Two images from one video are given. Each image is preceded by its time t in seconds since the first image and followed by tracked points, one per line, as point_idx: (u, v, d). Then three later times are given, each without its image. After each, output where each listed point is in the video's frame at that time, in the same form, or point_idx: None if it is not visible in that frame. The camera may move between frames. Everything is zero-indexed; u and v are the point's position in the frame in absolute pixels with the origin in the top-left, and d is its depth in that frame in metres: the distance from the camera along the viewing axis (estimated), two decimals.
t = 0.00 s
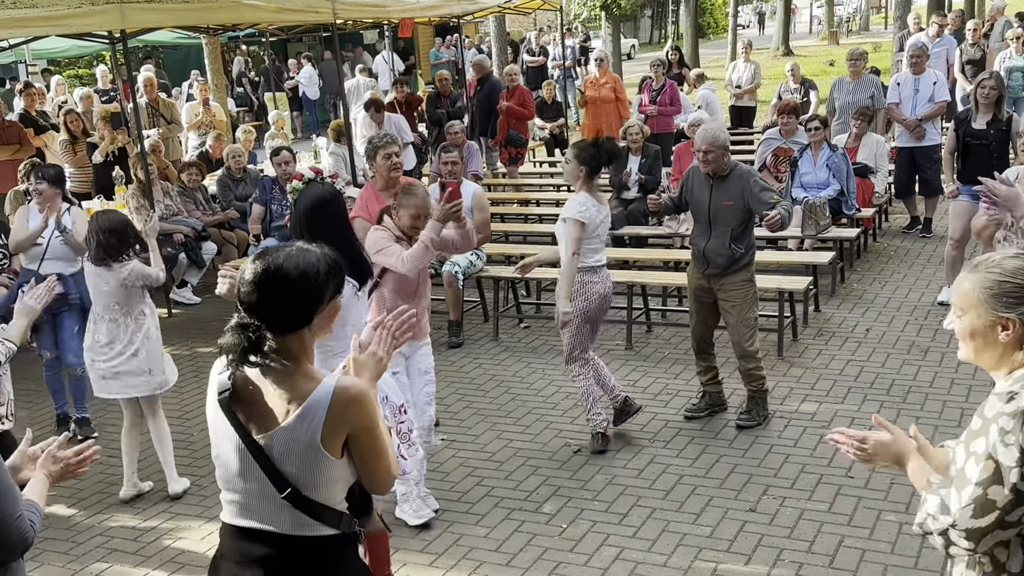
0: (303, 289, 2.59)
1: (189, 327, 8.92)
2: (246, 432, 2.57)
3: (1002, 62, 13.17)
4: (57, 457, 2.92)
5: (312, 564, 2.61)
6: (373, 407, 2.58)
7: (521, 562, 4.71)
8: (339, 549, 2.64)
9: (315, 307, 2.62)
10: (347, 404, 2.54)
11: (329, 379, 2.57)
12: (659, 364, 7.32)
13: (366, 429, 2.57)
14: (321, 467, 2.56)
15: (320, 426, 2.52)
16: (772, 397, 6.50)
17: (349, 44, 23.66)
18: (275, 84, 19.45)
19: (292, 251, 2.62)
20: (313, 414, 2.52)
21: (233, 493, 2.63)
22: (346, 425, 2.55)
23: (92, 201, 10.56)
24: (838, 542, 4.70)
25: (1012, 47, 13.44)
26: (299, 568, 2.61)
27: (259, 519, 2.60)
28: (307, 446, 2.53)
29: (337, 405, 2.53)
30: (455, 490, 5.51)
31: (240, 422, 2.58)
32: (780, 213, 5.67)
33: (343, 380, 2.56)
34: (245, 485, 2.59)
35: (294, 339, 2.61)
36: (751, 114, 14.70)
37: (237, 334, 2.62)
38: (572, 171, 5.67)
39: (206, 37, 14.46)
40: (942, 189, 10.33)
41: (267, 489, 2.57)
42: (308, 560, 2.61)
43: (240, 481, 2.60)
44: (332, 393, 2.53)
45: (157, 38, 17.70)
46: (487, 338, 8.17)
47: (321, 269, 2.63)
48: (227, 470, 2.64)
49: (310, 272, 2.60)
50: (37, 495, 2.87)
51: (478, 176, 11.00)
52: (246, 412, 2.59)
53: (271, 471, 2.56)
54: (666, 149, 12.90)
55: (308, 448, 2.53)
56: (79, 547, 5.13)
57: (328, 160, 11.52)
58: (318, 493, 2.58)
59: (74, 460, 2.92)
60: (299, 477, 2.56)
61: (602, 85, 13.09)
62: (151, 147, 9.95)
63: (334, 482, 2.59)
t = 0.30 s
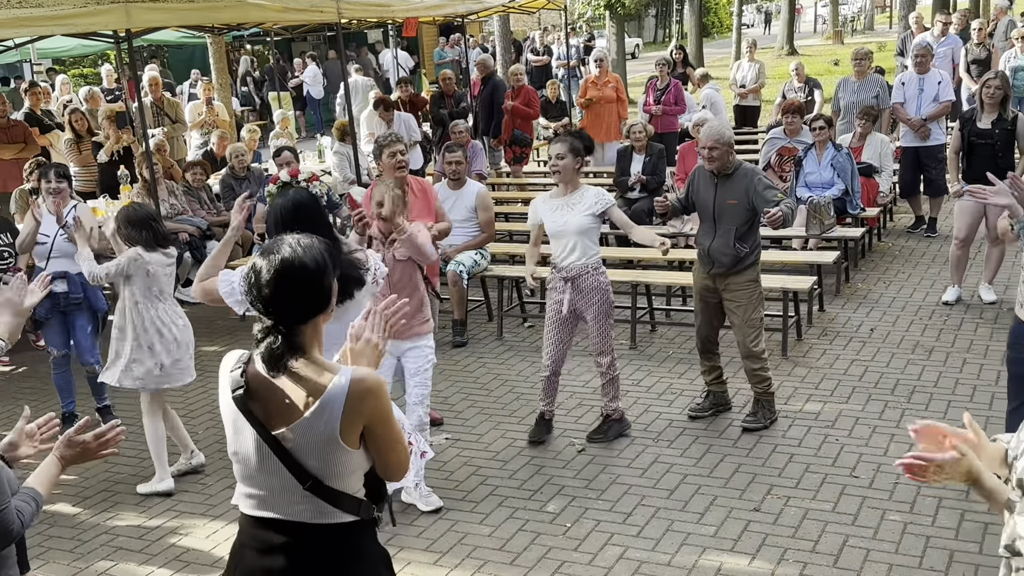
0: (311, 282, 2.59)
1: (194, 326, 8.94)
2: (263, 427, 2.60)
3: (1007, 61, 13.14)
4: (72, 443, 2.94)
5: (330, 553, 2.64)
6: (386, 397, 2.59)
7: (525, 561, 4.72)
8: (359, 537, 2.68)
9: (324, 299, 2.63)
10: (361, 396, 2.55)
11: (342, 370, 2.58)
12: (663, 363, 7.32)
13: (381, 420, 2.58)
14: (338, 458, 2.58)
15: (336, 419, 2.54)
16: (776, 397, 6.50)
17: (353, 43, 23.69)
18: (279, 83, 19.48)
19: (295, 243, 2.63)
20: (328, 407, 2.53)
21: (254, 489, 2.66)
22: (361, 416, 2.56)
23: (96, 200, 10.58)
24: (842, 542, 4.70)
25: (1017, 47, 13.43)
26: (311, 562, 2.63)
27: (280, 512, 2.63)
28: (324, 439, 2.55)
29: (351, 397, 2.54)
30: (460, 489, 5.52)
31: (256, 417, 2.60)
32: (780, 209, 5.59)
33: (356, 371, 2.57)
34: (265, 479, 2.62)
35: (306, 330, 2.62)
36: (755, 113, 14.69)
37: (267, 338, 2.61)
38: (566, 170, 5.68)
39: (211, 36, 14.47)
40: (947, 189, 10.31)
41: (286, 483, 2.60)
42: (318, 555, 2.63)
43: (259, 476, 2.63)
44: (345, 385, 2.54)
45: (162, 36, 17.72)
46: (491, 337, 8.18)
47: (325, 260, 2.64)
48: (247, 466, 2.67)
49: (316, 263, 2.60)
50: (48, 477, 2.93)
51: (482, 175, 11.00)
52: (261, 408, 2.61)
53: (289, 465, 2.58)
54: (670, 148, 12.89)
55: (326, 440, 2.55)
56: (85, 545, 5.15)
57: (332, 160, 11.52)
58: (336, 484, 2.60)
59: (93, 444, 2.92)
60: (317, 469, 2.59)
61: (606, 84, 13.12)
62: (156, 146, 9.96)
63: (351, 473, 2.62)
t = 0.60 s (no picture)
0: (332, 278, 2.62)
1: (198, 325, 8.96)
2: (291, 428, 2.62)
3: (1012, 62, 13.12)
4: (38, 466, 3.00)
5: (356, 547, 2.69)
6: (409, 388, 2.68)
7: (529, 561, 4.73)
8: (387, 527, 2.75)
9: (343, 296, 2.66)
10: (389, 389, 2.63)
11: (365, 365, 2.64)
12: (667, 363, 7.32)
13: (405, 409, 2.68)
14: (368, 451, 2.65)
15: (368, 413, 2.61)
16: (781, 397, 6.50)
17: (358, 43, 23.72)
18: (284, 83, 19.49)
19: (314, 242, 2.64)
20: (359, 403, 2.60)
21: (281, 489, 2.69)
22: (389, 408, 2.64)
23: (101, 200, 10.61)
24: (846, 542, 4.70)
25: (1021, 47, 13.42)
26: (334, 555, 2.68)
27: (310, 510, 2.68)
28: (355, 434, 2.62)
29: (380, 390, 2.62)
30: (464, 489, 5.52)
31: (284, 419, 2.62)
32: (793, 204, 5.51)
33: (381, 363, 2.65)
34: (294, 477, 2.66)
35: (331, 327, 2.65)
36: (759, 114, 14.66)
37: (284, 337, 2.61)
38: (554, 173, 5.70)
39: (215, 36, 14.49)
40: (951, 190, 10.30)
41: (315, 480, 2.65)
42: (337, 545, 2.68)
43: (288, 476, 2.67)
44: (374, 378, 2.61)
45: (166, 36, 17.75)
46: (495, 337, 8.19)
47: (342, 258, 2.67)
48: (272, 468, 2.69)
49: (337, 261, 2.63)
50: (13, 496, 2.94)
51: (486, 175, 11.01)
52: (287, 410, 2.62)
53: (322, 461, 2.63)
54: (675, 149, 12.90)
55: (358, 435, 2.62)
56: (90, 544, 5.16)
57: (336, 159, 11.53)
58: (365, 477, 2.67)
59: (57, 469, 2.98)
60: (347, 464, 2.64)
61: (612, 85, 13.17)
62: (161, 146, 9.99)
63: (380, 463, 2.70)
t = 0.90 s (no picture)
0: (345, 283, 2.62)
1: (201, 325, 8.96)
2: (312, 432, 2.62)
3: (1015, 63, 13.11)
4: (24, 466, 3.01)
5: (382, 542, 2.69)
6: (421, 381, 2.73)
7: (531, 562, 4.72)
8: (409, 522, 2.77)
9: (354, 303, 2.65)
10: (405, 382, 2.68)
11: (378, 362, 2.68)
12: (669, 364, 7.32)
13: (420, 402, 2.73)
14: (390, 447, 2.68)
15: (389, 407, 2.65)
16: (783, 398, 6.50)
17: (361, 45, 23.76)
18: (286, 84, 19.52)
19: (330, 244, 2.65)
20: (380, 397, 2.64)
21: (304, 495, 2.68)
22: (406, 401, 2.69)
23: (104, 200, 10.62)
24: (849, 543, 4.70)
25: None
26: (359, 551, 2.68)
27: (336, 511, 2.68)
28: (378, 430, 2.64)
29: (398, 383, 2.66)
30: (467, 490, 5.52)
31: (305, 423, 2.62)
32: (790, 216, 5.55)
33: (395, 358, 2.70)
34: (317, 481, 2.66)
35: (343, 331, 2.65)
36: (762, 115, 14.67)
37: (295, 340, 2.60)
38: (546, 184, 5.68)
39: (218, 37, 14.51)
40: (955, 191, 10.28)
41: (340, 481, 2.65)
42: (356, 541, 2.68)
43: (311, 481, 2.66)
44: (392, 371, 2.66)
45: (170, 37, 17.78)
46: (498, 338, 8.19)
47: (357, 263, 2.67)
48: (292, 476, 2.68)
49: (350, 265, 2.63)
50: None
51: (489, 176, 11.02)
52: (307, 414, 2.62)
53: (347, 461, 2.64)
54: (677, 150, 12.89)
55: (381, 429, 2.65)
56: (93, 545, 5.17)
57: (339, 160, 11.55)
58: (387, 472, 2.69)
59: (46, 469, 3.01)
60: (371, 460, 2.66)
61: (619, 86, 13.15)
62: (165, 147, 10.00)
63: (400, 458, 2.73)
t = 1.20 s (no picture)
0: (353, 281, 2.65)
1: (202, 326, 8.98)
2: (332, 437, 2.63)
3: (1016, 66, 13.13)
4: (17, 453, 3.32)
5: (391, 548, 2.72)
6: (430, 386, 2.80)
7: (532, 563, 4.73)
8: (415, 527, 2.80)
9: (361, 301, 2.68)
10: (421, 385, 2.74)
11: (393, 365, 2.73)
12: (671, 366, 7.32)
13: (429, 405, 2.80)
14: (404, 449, 2.72)
15: (406, 409, 2.70)
16: (784, 400, 6.50)
17: (362, 46, 23.76)
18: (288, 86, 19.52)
19: (335, 246, 2.68)
20: (398, 399, 2.68)
21: (316, 499, 2.68)
22: (421, 405, 2.75)
23: (106, 202, 10.64)
24: (850, 545, 4.70)
25: None
26: (369, 555, 2.70)
27: (352, 519, 2.69)
28: (394, 432, 2.68)
29: (415, 385, 2.72)
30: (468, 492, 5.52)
31: (323, 426, 2.63)
32: (781, 221, 5.56)
33: (409, 361, 2.76)
34: (332, 485, 2.67)
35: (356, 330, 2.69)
36: (763, 117, 14.66)
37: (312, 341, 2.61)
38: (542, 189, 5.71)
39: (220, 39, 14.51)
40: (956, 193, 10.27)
41: (355, 485, 2.67)
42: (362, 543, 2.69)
43: (325, 485, 2.67)
44: (408, 373, 2.72)
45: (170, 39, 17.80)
46: (499, 340, 8.20)
47: (362, 265, 2.71)
48: (306, 481, 2.68)
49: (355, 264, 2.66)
50: None
51: (491, 177, 11.02)
52: (327, 416, 2.64)
53: (366, 466, 2.66)
54: (679, 152, 12.90)
55: (400, 432, 2.69)
56: (94, 545, 5.18)
57: (341, 162, 11.56)
58: (400, 476, 2.73)
59: (40, 451, 3.33)
60: (385, 463, 2.69)
61: (620, 88, 13.15)
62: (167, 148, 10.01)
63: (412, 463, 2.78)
